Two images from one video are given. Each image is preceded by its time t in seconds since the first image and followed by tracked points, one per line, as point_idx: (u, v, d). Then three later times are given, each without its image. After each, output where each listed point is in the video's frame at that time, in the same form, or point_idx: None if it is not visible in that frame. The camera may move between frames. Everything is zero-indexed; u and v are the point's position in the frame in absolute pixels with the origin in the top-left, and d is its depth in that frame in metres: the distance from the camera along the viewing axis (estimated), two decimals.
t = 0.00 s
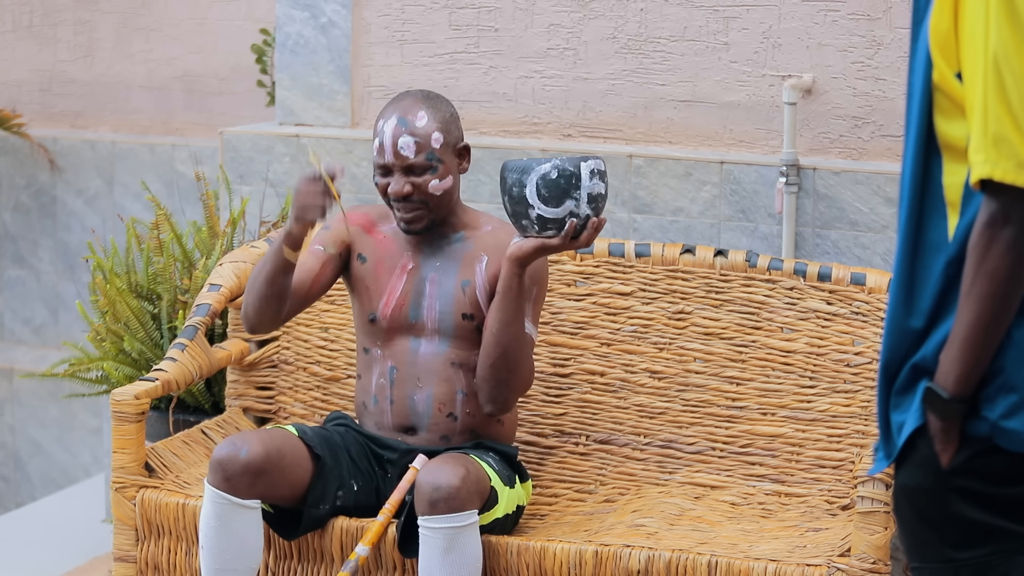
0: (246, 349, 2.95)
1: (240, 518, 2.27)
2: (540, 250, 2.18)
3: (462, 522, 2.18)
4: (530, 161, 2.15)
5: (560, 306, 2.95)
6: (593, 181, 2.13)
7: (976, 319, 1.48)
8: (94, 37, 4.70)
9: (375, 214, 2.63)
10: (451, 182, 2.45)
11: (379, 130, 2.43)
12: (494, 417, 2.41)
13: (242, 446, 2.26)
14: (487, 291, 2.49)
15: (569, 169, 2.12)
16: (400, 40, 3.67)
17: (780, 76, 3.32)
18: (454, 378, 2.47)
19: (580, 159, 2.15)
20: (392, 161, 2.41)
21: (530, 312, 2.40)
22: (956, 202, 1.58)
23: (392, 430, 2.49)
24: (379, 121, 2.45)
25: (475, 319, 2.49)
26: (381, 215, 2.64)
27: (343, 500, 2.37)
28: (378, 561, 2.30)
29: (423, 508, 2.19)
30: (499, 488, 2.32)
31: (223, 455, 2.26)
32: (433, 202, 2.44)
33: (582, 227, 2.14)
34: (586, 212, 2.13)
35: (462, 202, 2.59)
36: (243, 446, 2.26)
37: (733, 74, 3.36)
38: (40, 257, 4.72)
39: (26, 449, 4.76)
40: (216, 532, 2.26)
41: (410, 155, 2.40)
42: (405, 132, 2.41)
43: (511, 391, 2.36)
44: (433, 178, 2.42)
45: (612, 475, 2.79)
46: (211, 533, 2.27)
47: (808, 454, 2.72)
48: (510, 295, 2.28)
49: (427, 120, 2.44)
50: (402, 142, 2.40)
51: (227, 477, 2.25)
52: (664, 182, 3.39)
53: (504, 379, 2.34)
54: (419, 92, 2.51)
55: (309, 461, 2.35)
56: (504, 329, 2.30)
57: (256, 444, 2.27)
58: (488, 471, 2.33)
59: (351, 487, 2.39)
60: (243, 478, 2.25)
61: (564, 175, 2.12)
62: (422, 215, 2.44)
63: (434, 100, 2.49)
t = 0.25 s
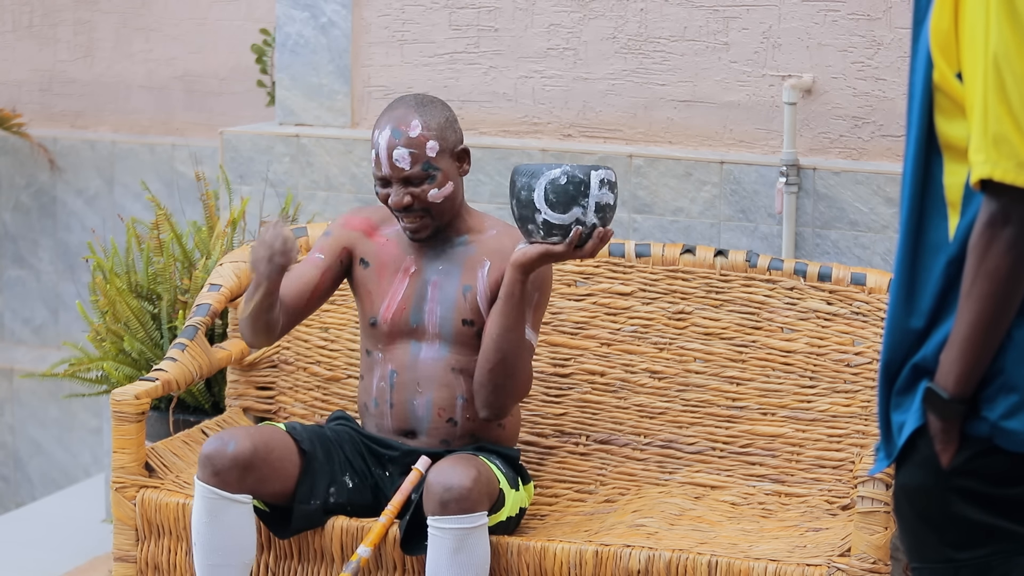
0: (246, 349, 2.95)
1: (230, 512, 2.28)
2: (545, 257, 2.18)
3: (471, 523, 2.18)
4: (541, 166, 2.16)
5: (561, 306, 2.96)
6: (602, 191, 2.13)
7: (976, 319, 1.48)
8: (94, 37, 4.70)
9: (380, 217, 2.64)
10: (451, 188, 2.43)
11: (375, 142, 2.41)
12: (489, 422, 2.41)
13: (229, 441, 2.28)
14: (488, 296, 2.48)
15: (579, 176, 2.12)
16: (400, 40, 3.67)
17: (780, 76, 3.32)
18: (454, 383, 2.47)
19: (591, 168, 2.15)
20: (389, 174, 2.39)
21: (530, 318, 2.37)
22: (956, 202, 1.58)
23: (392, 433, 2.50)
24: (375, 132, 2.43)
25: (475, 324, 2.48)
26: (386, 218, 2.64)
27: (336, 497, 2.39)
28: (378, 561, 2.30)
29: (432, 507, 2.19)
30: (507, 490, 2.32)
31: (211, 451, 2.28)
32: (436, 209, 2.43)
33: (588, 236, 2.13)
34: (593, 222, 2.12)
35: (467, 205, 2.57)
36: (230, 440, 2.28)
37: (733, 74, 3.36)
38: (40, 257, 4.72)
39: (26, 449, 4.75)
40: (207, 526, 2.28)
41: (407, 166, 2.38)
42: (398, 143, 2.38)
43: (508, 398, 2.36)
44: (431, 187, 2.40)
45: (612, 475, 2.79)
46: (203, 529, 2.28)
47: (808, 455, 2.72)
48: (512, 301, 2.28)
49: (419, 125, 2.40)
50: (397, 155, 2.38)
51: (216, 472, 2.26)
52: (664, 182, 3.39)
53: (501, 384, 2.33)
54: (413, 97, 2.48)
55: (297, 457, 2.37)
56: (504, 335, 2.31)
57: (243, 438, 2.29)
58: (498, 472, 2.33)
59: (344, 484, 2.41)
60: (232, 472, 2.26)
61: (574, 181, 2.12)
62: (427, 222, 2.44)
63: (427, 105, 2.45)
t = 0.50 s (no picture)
0: (246, 349, 2.95)
1: (210, 506, 2.29)
2: (531, 264, 2.15)
3: (474, 523, 2.18)
4: (536, 171, 2.20)
5: (561, 306, 2.96)
6: (594, 199, 2.14)
7: (975, 319, 1.48)
8: (94, 37, 4.70)
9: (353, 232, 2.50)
10: (423, 220, 2.35)
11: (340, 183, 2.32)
12: (470, 432, 2.40)
13: (204, 435, 2.30)
14: (471, 309, 2.42)
15: (572, 181, 2.15)
16: (400, 40, 3.67)
17: (780, 76, 3.32)
18: (446, 397, 2.45)
19: (586, 176, 2.17)
20: (359, 216, 2.31)
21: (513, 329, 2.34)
22: (956, 202, 1.58)
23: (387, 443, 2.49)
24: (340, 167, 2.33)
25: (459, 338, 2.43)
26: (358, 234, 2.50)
27: (320, 494, 2.39)
28: (378, 561, 2.30)
29: (436, 506, 2.19)
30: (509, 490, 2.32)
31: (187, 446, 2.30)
32: (411, 242, 2.38)
33: (575, 243, 2.12)
34: (581, 227, 2.12)
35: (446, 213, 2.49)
36: (204, 434, 2.30)
37: (733, 74, 3.36)
38: (40, 257, 4.72)
39: (26, 449, 4.75)
40: (188, 521, 2.29)
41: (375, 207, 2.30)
42: (364, 185, 2.29)
43: (487, 407, 2.34)
44: (402, 225, 2.34)
45: (612, 475, 2.78)
46: (185, 524, 2.29)
47: (808, 454, 2.72)
48: (496, 311, 2.26)
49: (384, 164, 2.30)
50: (363, 197, 2.29)
51: (192, 465, 2.28)
52: (664, 182, 3.39)
53: (480, 394, 2.32)
54: (376, 125, 2.35)
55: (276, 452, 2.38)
56: (487, 345, 2.28)
57: (219, 432, 2.32)
58: (499, 471, 2.34)
59: (332, 481, 2.41)
60: (208, 464, 2.28)
61: (566, 185, 2.14)
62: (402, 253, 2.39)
63: (390, 136, 2.34)
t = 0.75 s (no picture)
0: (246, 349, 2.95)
1: (203, 510, 2.29)
2: (532, 274, 2.15)
3: (469, 526, 2.17)
4: (536, 181, 2.17)
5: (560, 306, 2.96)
6: (596, 209, 2.13)
7: (977, 320, 1.48)
8: (94, 37, 4.70)
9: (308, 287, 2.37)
10: (392, 268, 2.26)
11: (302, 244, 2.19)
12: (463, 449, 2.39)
13: (196, 439, 2.30)
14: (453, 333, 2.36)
15: (573, 191, 2.13)
16: (400, 40, 3.67)
17: (780, 76, 3.31)
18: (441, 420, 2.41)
19: (586, 185, 2.16)
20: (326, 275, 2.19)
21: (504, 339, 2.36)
22: (958, 202, 1.57)
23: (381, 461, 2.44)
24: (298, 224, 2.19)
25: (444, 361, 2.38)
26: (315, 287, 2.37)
27: (316, 498, 2.40)
28: (378, 562, 2.31)
29: (432, 511, 2.18)
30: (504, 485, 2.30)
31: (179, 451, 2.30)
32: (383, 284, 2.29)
33: (579, 254, 2.12)
34: (585, 238, 2.11)
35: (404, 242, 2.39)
36: (196, 438, 2.30)
37: (733, 74, 3.36)
38: (40, 257, 4.72)
39: (26, 449, 4.75)
40: (181, 526, 2.28)
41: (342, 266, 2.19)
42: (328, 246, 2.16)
43: (482, 420, 2.35)
44: (372, 278, 2.25)
45: (611, 474, 2.78)
46: (178, 528, 2.29)
47: (808, 454, 2.72)
48: (496, 325, 2.26)
49: (346, 222, 2.16)
50: (329, 257, 2.17)
51: (185, 470, 2.28)
52: (664, 182, 3.39)
53: (478, 409, 2.32)
54: (333, 176, 2.21)
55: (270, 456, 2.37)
56: (486, 362, 2.28)
57: (211, 436, 2.31)
58: (495, 467, 2.31)
59: (328, 487, 2.41)
60: (200, 469, 2.27)
61: (567, 195, 2.12)
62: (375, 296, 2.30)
63: (350, 187, 2.19)
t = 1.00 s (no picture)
0: (245, 349, 2.95)
1: (214, 518, 2.28)
2: (525, 289, 2.08)
3: (489, 530, 2.16)
4: (518, 196, 2.13)
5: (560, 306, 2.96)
6: (579, 215, 2.06)
7: (978, 319, 1.48)
8: (94, 37, 4.70)
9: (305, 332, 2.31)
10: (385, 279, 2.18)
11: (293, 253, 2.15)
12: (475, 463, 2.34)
13: (207, 445, 2.28)
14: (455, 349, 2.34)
15: (553, 201, 2.09)
16: (400, 40, 3.66)
17: (780, 76, 3.31)
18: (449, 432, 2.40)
19: (568, 193, 2.10)
20: (317, 281, 2.14)
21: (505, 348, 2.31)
22: (959, 202, 1.57)
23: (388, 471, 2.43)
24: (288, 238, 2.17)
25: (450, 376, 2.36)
26: (312, 330, 2.31)
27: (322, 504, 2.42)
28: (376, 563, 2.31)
29: (451, 513, 2.16)
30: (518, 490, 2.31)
31: (189, 456, 2.28)
32: (378, 300, 2.20)
33: (566, 263, 2.04)
34: (569, 245, 2.04)
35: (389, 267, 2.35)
36: (208, 445, 2.28)
37: (733, 74, 3.35)
38: (40, 257, 4.72)
39: (26, 449, 4.75)
40: (192, 533, 2.28)
41: (334, 270, 2.13)
42: (319, 249, 2.13)
43: (499, 436, 2.27)
44: (365, 285, 2.16)
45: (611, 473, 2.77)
46: (187, 534, 2.29)
47: (808, 454, 2.72)
48: (498, 343, 2.18)
49: (335, 225, 2.15)
50: (320, 262, 2.12)
51: (194, 477, 2.26)
52: (664, 182, 3.39)
53: (492, 428, 2.24)
54: (319, 191, 2.21)
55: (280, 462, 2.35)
56: (494, 383, 2.21)
57: (222, 442, 2.29)
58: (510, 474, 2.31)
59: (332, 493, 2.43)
60: (210, 477, 2.26)
61: (547, 206, 2.08)
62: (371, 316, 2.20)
63: (337, 197, 2.19)
